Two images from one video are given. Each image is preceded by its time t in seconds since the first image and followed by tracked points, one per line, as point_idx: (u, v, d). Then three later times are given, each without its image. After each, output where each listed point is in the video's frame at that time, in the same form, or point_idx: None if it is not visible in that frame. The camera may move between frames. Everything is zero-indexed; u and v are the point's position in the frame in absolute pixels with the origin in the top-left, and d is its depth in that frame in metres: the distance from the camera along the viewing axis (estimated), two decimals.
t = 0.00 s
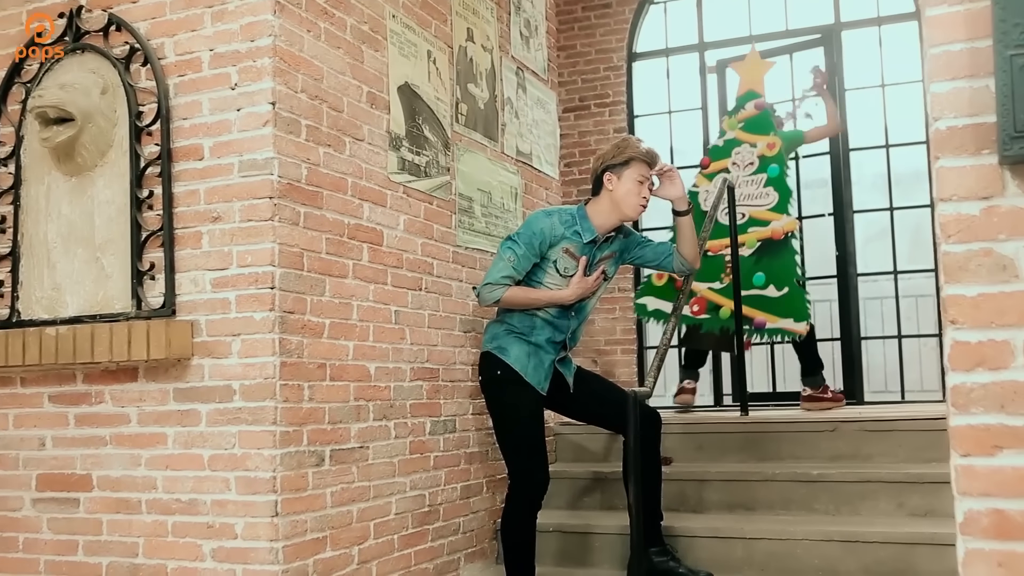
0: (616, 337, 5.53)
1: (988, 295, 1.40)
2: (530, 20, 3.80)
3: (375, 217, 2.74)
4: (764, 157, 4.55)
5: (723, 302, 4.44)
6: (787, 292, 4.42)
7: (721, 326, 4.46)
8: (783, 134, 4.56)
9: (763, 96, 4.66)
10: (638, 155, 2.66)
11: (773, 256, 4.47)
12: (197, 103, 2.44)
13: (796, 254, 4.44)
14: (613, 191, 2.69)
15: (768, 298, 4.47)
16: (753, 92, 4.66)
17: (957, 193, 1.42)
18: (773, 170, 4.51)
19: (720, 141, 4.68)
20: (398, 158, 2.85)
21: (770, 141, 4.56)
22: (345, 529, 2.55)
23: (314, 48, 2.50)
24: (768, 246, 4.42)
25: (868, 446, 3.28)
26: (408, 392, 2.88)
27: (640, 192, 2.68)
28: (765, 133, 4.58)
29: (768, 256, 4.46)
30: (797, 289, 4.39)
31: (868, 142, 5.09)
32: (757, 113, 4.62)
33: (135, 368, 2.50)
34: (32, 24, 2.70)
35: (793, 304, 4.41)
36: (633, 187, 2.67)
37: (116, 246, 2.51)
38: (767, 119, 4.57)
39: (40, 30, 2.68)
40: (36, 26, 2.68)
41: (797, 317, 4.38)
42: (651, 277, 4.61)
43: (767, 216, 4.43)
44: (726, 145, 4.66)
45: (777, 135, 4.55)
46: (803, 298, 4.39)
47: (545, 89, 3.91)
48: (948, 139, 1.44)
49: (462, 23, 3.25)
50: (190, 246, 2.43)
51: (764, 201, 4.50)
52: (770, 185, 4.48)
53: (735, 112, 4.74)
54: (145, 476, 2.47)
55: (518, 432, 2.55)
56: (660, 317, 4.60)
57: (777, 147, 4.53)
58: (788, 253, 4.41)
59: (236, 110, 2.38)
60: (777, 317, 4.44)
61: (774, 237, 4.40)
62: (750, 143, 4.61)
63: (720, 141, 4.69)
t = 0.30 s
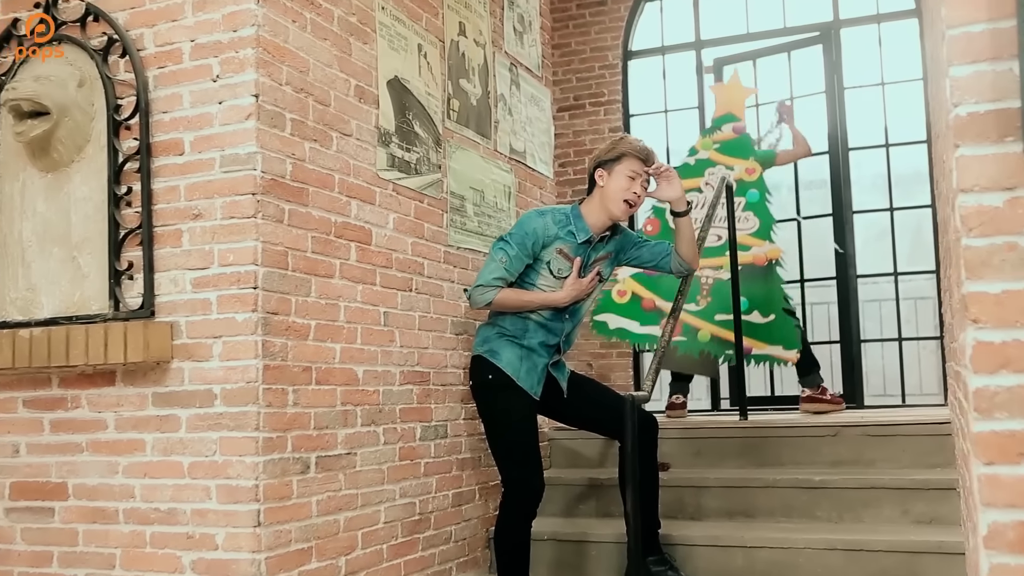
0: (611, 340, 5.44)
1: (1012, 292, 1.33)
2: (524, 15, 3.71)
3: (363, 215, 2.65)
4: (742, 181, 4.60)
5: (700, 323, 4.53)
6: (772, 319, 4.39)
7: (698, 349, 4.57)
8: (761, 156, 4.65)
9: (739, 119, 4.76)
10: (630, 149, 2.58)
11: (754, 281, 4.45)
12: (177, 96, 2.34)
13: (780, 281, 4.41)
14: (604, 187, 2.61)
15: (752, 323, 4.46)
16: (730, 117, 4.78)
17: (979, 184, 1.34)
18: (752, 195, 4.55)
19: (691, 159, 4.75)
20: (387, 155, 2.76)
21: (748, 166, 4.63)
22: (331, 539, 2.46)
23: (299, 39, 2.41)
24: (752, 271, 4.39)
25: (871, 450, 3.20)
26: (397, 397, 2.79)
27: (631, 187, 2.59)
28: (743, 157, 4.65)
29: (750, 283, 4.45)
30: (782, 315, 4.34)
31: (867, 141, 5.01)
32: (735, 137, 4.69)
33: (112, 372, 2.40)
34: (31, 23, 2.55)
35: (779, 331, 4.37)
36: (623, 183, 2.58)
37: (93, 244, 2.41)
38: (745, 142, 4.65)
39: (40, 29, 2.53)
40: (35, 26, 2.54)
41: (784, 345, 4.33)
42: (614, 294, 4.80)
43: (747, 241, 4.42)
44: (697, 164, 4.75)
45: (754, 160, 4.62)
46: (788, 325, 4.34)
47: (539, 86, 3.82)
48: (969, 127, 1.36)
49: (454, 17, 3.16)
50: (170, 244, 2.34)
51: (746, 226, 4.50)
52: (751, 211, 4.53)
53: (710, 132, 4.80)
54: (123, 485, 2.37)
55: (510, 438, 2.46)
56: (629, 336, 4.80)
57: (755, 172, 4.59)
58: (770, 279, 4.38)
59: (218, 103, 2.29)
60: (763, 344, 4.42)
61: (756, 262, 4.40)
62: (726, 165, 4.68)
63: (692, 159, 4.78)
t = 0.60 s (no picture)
0: (600, 348, 5.35)
1: None
2: (511, 14, 3.62)
3: (343, 216, 2.54)
4: (763, 172, 4.66)
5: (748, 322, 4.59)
6: (821, 306, 4.51)
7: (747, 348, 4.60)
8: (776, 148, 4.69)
9: (750, 113, 4.83)
10: (620, 146, 2.51)
11: (793, 271, 4.56)
12: (147, 90, 2.23)
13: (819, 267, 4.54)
14: (592, 186, 2.52)
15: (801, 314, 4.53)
16: (740, 110, 4.84)
17: (1002, 174, 1.24)
18: (776, 185, 4.64)
19: (706, 156, 4.82)
20: (369, 154, 2.65)
21: (766, 156, 4.68)
22: (309, 555, 2.34)
23: (275, 31, 2.30)
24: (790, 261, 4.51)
25: (869, 461, 3.15)
26: (379, 405, 2.68)
27: (621, 184, 2.49)
28: (759, 149, 4.70)
29: (792, 272, 4.54)
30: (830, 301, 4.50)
31: (860, 145, 4.94)
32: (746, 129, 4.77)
33: (77, 380, 2.28)
34: (33, 25, 2.35)
35: (826, 319, 4.52)
36: (613, 179, 2.48)
37: (59, 246, 2.29)
38: (758, 134, 4.72)
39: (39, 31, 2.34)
40: (37, 27, 2.35)
41: (833, 330, 4.51)
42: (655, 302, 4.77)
43: (782, 231, 4.55)
44: (714, 161, 4.81)
45: (771, 151, 4.68)
46: (834, 311, 4.51)
47: (527, 87, 3.73)
48: (990, 114, 1.25)
49: (439, 14, 3.07)
50: (139, 246, 2.22)
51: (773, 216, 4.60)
52: (777, 201, 4.60)
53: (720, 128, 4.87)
54: (87, 499, 2.24)
55: (497, 448, 2.34)
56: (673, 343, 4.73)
57: (775, 162, 4.65)
58: (812, 266, 4.51)
59: (189, 97, 2.17)
60: (816, 333, 4.51)
61: (791, 251, 4.52)
62: (743, 159, 4.72)
63: (706, 157, 4.84)
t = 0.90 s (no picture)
0: (593, 353, 5.26)
1: None
2: (502, 11, 3.54)
3: (328, 216, 2.45)
4: (751, 148, 4.61)
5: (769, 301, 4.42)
6: (836, 268, 4.38)
7: (777, 327, 4.37)
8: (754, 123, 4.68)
9: (722, 92, 4.79)
10: (612, 143, 2.43)
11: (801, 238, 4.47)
12: (121, 84, 2.13)
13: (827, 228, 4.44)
14: (586, 184, 2.44)
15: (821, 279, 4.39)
16: (713, 92, 4.80)
17: None
18: (766, 158, 4.59)
19: (691, 147, 4.74)
20: (354, 152, 2.56)
21: (748, 131, 4.65)
22: (290, 570, 2.24)
23: (256, 23, 2.21)
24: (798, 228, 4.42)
25: (869, 469, 3.09)
26: (365, 413, 2.59)
27: (616, 182, 2.41)
28: (740, 127, 4.66)
29: (800, 239, 4.45)
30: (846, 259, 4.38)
31: (857, 146, 4.86)
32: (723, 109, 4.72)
33: (47, 387, 2.17)
34: (31, 23, 2.20)
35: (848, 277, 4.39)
36: (609, 177, 2.40)
37: (29, 246, 2.18)
38: (735, 111, 4.68)
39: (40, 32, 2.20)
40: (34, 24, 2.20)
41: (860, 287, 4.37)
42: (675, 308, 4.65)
43: (783, 202, 4.47)
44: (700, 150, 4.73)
45: (752, 126, 4.65)
46: (853, 269, 4.38)
47: (518, 86, 3.65)
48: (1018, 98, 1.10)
49: (428, 9, 2.98)
50: (111, 246, 2.12)
51: (769, 188, 4.55)
52: (769, 172, 4.56)
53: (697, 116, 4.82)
54: (57, 512, 2.14)
55: (486, 457, 2.24)
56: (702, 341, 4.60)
57: (758, 136, 4.60)
58: (818, 230, 4.42)
59: (165, 91, 2.08)
60: (838, 295, 4.38)
61: (797, 219, 4.44)
62: (729, 139, 4.68)
63: (692, 147, 4.76)
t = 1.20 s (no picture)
0: (590, 359, 5.15)
1: None
2: (497, 6, 3.44)
3: (314, 214, 2.34)
4: (731, 171, 4.80)
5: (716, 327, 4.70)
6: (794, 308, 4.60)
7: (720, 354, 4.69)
8: (747, 145, 4.81)
9: (716, 110, 4.93)
10: (609, 134, 2.35)
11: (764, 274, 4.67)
12: (95, 72, 2.02)
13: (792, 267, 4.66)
14: (582, 179, 2.36)
15: (777, 317, 4.64)
16: (704, 110, 4.97)
17: None
18: (746, 183, 4.77)
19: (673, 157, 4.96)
20: (342, 147, 2.46)
21: (736, 154, 4.81)
22: None
23: (237, 9, 2.10)
24: (760, 262, 4.63)
25: (876, 477, 3.00)
26: (353, 420, 2.48)
27: (613, 177, 2.34)
28: (727, 147, 4.83)
29: (762, 274, 4.66)
30: (805, 303, 4.60)
31: (859, 148, 4.78)
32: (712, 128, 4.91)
33: (17, 393, 2.06)
34: (30, 26, 2.06)
35: (801, 321, 4.61)
36: (605, 173, 2.33)
37: None
38: (724, 130, 4.85)
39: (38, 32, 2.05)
40: (35, 25, 2.06)
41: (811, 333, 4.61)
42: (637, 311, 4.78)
43: (753, 232, 4.68)
44: (682, 162, 4.94)
45: (739, 148, 4.81)
46: (810, 313, 4.61)
47: (514, 84, 3.55)
48: None
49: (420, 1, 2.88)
50: (85, 243, 2.00)
51: (744, 216, 4.76)
52: (746, 199, 4.75)
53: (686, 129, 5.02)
54: (26, 524, 2.02)
55: (479, 466, 2.13)
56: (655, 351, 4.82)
57: (742, 159, 4.78)
58: (782, 266, 4.65)
59: (141, 80, 1.97)
60: (790, 337, 4.61)
61: (763, 250, 4.65)
62: (711, 158, 4.86)
63: (673, 158, 4.98)
